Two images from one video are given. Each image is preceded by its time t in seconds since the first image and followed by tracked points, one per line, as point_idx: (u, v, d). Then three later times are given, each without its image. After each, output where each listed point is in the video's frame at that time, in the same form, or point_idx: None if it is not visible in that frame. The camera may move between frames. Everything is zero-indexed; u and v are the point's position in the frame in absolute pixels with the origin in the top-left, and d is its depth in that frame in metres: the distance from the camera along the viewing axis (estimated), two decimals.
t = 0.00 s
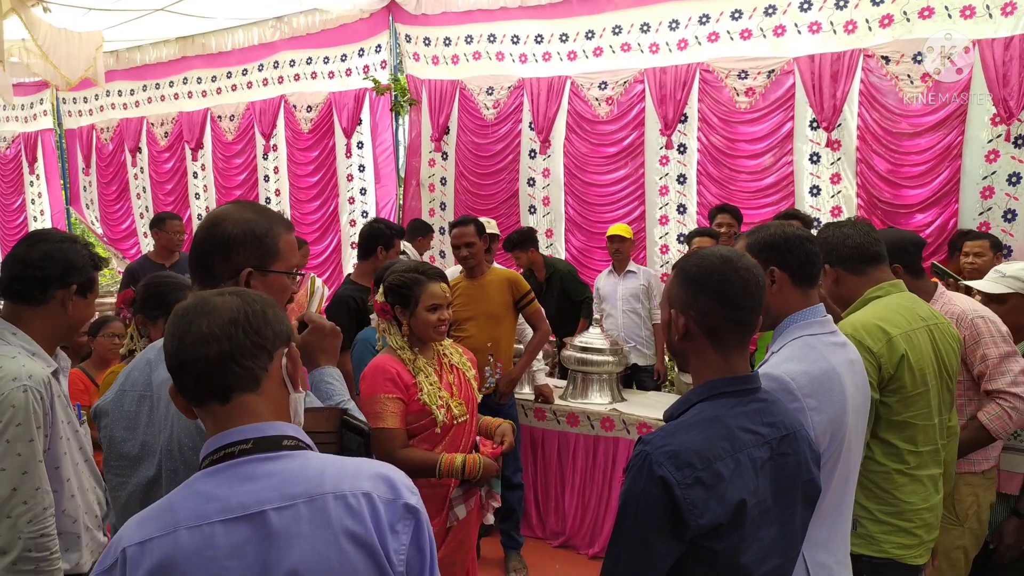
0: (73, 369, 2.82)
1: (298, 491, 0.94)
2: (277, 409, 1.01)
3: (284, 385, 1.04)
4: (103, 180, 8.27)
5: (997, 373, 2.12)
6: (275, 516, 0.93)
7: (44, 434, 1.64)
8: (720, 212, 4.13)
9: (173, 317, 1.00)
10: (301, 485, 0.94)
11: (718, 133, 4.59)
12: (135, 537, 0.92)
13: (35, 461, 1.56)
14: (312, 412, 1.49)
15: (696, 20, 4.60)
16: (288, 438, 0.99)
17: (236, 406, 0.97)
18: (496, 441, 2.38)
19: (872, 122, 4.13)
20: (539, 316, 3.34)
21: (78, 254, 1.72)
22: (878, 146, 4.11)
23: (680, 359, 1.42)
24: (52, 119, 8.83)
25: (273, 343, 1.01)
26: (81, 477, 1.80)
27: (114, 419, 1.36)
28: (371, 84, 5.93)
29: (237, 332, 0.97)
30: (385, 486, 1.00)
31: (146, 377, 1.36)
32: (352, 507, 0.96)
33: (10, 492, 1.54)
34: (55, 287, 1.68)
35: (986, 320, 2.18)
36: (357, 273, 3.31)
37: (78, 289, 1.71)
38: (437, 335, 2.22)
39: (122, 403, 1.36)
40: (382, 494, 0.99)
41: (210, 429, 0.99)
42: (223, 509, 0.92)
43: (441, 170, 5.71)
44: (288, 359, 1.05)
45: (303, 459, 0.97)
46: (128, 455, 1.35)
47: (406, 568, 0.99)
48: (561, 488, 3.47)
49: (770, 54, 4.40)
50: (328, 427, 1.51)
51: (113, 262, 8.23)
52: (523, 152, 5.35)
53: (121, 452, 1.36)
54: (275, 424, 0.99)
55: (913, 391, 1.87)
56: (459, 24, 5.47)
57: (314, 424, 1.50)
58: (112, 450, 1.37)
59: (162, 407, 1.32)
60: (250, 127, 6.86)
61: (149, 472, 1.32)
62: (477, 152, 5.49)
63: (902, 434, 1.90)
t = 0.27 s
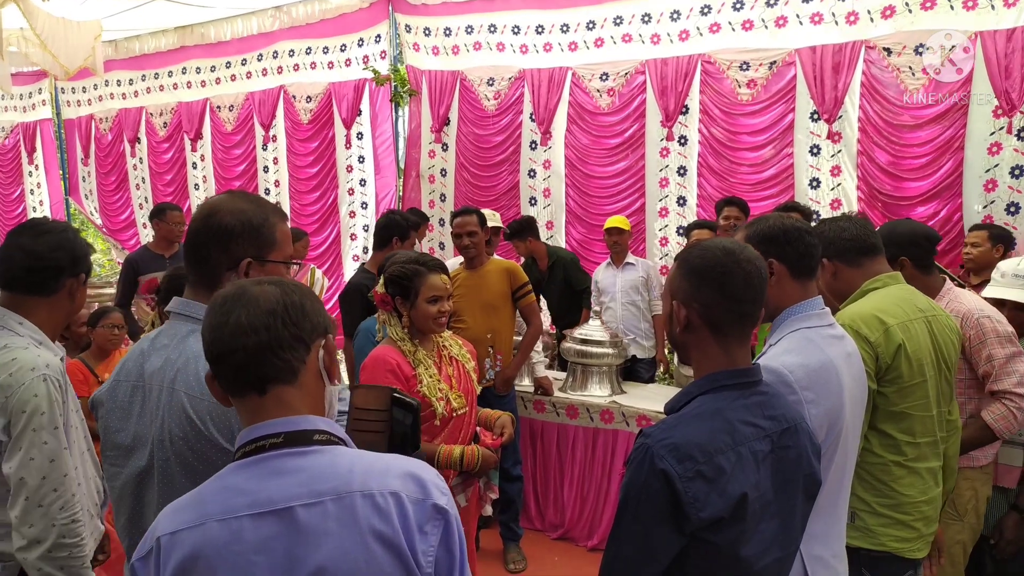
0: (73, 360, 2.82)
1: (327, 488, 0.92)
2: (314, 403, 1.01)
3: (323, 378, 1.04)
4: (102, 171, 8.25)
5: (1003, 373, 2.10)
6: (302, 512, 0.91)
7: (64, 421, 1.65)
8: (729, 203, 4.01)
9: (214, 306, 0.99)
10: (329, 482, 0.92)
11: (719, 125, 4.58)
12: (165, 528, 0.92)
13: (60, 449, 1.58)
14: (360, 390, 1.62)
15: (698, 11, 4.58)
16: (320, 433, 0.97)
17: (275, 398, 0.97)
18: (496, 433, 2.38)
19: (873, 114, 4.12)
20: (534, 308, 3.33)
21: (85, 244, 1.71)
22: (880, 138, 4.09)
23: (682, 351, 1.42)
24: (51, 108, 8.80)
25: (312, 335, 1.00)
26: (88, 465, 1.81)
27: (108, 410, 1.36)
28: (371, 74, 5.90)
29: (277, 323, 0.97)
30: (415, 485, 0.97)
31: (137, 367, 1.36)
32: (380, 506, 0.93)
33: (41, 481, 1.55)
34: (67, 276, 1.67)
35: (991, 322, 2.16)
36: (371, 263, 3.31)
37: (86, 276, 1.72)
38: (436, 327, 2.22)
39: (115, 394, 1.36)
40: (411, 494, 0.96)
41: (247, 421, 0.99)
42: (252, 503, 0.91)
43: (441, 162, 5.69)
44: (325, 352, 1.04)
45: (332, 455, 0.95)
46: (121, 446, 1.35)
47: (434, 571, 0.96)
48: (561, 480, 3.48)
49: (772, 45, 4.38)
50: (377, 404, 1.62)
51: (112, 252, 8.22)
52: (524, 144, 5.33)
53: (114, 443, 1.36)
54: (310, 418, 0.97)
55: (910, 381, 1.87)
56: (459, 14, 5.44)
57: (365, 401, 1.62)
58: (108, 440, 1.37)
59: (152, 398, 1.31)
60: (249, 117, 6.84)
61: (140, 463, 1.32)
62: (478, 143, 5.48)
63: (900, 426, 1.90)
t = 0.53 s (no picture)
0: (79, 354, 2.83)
1: (408, 469, 0.94)
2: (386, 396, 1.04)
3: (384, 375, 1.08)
4: (109, 166, 8.28)
5: (994, 377, 2.10)
6: (385, 492, 0.93)
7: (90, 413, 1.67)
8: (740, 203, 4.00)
9: (335, 301, 0.97)
10: (409, 463, 0.95)
11: (726, 124, 4.57)
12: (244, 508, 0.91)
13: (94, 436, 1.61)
14: (404, 392, 1.51)
15: (705, 9, 4.57)
16: (393, 420, 0.99)
17: (374, 391, 0.99)
18: (498, 431, 2.38)
19: (881, 114, 4.11)
20: (533, 310, 3.31)
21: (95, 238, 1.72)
22: (888, 138, 4.08)
23: (688, 350, 1.41)
24: (59, 104, 8.83)
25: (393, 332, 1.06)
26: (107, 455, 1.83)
27: (112, 404, 1.37)
28: (378, 71, 5.90)
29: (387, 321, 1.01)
30: (487, 470, 1.00)
31: (142, 362, 1.36)
32: (458, 488, 0.96)
33: (77, 469, 1.58)
34: (77, 270, 1.68)
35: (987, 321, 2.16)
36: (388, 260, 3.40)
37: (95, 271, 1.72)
38: (440, 323, 2.22)
39: (120, 389, 1.36)
40: (483, 478, 0.99)
41: (318, 411, 0.98)
42: (339, 482, 0.92)
43: (447, 159, 5.69)
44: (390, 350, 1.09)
45: (408, 439, 0.98)
46: (124, 441, 1.35)
47: (505, 554, 0.99)
48: (564, 478, 3.48)
49: (780, 45, 4.36)
50: (422, 406, 1.50)
51: (118, 248, 8.25)
52: (530, 142, 5.33)
53: (117, 438, 1.36)
54: (389, 408, 0.99)
55: (915, 381, 1.87)
56: (466, 12, 5.44)
57: (409, 403, 1.51)
58: (111, 436, 1.37)
59: (158, 394, 1.32)
60: (256, 114, 6.85)
61: (143, 458, 1.32)
62: (484, 141, 5.48)
63: (905, 428, 1.90)
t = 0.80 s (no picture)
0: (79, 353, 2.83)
1: (442, 463, 0.94)
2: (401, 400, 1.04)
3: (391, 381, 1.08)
4: (109, 165, 8.28)
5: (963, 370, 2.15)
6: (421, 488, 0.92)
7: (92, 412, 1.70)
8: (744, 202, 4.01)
9: (375, 304, 0.96)
10: (441, 458, 0.95)
11: (727, 124, 4.57)
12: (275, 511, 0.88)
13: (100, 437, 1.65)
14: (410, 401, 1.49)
15: (706, 10, 4.56)
16: (417, 421, 0.99)
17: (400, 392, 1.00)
18: (498, 431, 2.38)
19: (881, 114, 4.10)
20: (531, 311, 3.31)
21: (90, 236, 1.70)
22: (888, 138, 4.08)
23: (691, 353, 1.40)
24: (59, 103, 8.83)
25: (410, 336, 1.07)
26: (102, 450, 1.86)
27: (119, 402, 1.34)
28: (378, 71, 5.90)
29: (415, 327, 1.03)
30: (513, 464, 1.02)
31: (154, 359, 1.35)
32: (490, 481, 0.97)
33: (86, 469, 1.62)
34: (77, 271, 1.67)
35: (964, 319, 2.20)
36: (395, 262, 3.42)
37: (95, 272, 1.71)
38: (440, 322, 2.21)
39: (129, 386, 1.34)
40: (510, 471, 1.01)
41: (341, 413, 0.96)
42: (377, 479, 0.90)
43: (448, 159, 5.68)
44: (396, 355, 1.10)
45: (437, 435, 0.98)
46: (132, 439, 1.33)
47: (532, 546, 1.01)
48: (565, 477, 3.48)
49: (781, 44, 4.36)
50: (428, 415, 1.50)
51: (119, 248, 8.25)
52: (531, 142, 5.33)
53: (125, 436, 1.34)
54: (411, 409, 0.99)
55: (918, 384, 1.87)
56: (466, 12, 5.44)
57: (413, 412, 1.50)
58: (117, 434, 1.35)
59: (172, 390, 1.31)
60: (256, 114, 6.85)
61: (156, 455, 1.31)
62: (484, 140, 5.48)
63: (908, 428, 1.90)
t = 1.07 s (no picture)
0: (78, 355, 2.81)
1: (452, 475, 0.94)
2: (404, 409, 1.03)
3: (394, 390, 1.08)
4: (108, 167, 8.28)
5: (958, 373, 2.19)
6: (430, 501, 0.91)
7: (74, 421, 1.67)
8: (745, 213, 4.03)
9: (373, 313, 0.96)
10: (450, 470, 0.94)
11: (726, 126, 4.58)
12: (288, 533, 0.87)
13: (77, 451, 1.60)
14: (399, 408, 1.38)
15: (705, 11, 4.57)
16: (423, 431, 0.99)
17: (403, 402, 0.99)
18: (497, 433, 2.39)
19: (880, 115, 4.11)
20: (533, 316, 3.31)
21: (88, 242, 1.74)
22: (887, 140, 4.08)
23: (694, 354, 1.40)
24: (58, 104, 8.82)
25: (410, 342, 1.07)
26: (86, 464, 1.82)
27: (128, 402, 1.33)
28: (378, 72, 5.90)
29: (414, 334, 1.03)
30: (522, 471, 1.02)
31: (165, 358, 1.35)
32: (501, 492, 0.97)
33: (61, 482, 1.57)
34: (74, 275, 1.70)
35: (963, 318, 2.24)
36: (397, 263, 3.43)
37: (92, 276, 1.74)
38: (441, 324, 2.21)
39: (139, 385, 1.33)
40: (521, 479, 1.01)
41: (343, 428, 0.95)
42: (386, 495, 0.90)
43: (448, 160, 5.68)
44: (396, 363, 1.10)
45: (443, 447, 0.98)
46: (144, 437, 1.33)
47: (548, 555, 1.01)
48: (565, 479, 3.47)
49: (780, 46, 4.37)
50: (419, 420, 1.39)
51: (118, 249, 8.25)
52: (531, 143, 5.33)
53: (135, 435, 1.33)
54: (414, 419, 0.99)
55: (922, 386, 1.87)
56: (466, 13, 5.44)
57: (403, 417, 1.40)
58: (125, 434, 1.34)
59: (187, 388, 1.32)
60: (255, 115, 6.85)
61: (170, 453, 1.31)
62: (484, 142, 5.48)
63: (910, 429, 1.90)
